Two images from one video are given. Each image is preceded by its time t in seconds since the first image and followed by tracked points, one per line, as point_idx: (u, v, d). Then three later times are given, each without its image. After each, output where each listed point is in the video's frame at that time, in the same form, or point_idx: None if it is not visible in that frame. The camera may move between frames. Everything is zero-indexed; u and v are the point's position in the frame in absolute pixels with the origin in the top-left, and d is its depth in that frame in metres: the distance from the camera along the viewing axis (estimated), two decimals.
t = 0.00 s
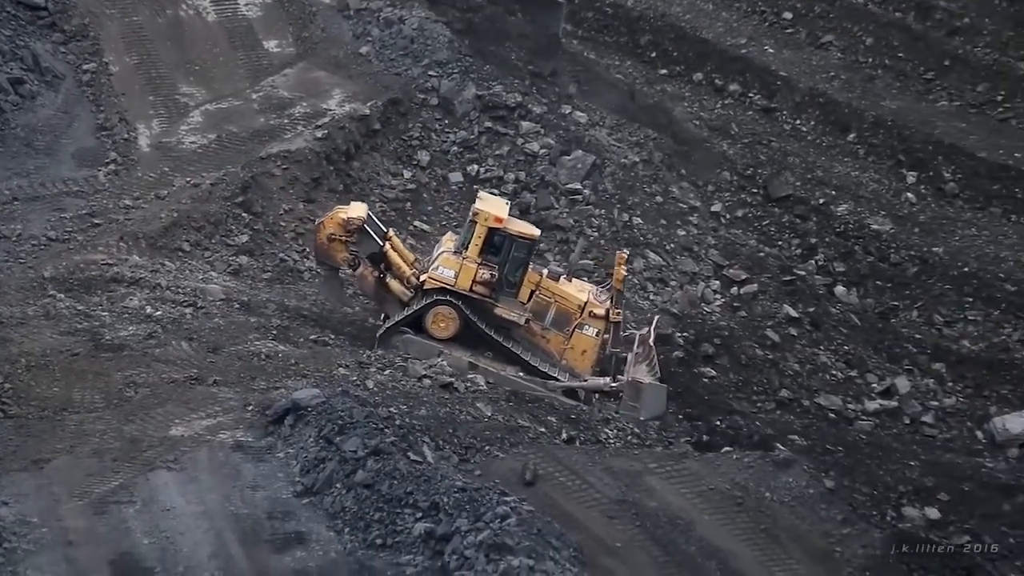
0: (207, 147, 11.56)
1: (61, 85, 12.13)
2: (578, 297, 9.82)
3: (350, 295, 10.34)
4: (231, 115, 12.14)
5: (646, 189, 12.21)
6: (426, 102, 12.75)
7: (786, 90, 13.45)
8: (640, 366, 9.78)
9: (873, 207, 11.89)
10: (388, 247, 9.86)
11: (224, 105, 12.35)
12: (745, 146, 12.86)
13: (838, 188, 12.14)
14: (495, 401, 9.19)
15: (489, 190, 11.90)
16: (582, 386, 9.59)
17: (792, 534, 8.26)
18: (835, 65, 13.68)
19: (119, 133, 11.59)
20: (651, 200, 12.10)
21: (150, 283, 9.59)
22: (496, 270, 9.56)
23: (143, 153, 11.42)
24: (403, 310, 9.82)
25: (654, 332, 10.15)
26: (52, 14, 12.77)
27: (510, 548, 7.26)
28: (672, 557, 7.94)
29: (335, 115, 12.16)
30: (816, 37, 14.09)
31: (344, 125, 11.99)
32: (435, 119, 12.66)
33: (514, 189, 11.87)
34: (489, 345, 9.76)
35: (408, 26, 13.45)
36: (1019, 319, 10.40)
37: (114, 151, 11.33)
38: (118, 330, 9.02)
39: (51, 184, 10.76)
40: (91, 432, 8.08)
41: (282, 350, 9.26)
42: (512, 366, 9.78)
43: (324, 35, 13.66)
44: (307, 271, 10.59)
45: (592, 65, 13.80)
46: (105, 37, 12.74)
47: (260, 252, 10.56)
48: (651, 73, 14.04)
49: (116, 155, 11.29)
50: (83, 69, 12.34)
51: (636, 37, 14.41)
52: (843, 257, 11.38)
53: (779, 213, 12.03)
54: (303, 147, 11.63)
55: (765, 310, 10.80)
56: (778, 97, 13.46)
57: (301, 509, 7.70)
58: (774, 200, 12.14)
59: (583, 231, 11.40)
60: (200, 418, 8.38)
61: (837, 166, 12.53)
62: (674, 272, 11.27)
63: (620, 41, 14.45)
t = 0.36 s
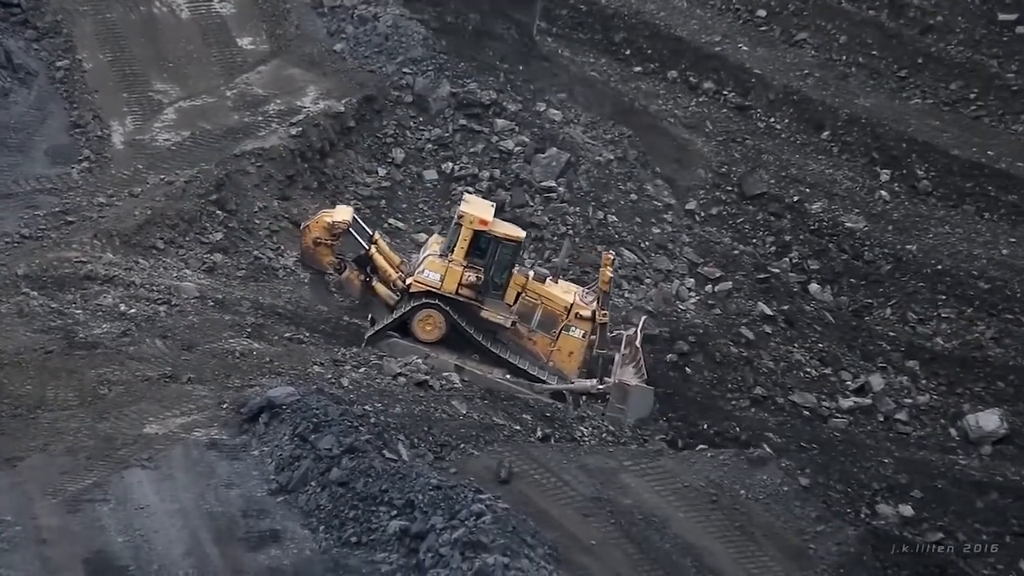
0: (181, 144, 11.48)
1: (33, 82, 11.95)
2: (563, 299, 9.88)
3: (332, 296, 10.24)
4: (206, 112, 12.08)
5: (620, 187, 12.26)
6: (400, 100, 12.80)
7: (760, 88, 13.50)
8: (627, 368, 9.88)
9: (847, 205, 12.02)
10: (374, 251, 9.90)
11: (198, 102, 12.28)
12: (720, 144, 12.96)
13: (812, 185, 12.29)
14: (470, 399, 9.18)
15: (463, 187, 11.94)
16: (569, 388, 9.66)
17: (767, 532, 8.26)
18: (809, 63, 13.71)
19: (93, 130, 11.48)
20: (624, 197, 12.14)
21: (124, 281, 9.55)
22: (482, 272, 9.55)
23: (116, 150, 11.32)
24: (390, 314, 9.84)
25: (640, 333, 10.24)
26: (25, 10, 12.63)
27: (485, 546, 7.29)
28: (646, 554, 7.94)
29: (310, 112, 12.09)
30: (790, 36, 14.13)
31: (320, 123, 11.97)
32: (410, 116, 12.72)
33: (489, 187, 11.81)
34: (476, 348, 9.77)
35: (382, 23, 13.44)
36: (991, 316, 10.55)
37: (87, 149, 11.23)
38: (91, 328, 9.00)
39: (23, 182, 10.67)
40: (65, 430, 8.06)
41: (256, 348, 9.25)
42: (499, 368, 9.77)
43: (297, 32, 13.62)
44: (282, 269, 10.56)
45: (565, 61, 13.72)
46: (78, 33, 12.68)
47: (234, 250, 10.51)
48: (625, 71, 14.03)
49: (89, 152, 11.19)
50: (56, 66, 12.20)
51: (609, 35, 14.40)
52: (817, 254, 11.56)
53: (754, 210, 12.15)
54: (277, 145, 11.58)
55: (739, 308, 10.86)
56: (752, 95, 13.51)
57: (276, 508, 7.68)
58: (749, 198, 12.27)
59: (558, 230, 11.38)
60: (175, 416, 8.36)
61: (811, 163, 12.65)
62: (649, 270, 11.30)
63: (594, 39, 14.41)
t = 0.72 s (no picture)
0: (162, 140, 11.40)
1: (13, 79, 11.87)
2: (558, 301, 9.83)
3: (326, 294, 10.31)
4: (188, 108, 12.01)
5: (602, 184, 12.25)
6: (382, 97, 12.66)
7: (741, 85, 13.70)
8: (621, 371, 9.81)
9: (828, 202, 12.08)
10: (369, 253, 9.98)
11: (180, 99, 12.19)
12: (702, 141, 13.10)
13: (794, 182, 12.38)
14: (452, 396, 9.18)
15: (444, 184, 11.86)
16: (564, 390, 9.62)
17: (748, 529, 8.27)
18: (790, 61, 13.91)
19: (74, 127, 11.43)
20: (607, 194, 12.10)
21: (105, 278, 9.52)
22: (476, 274, 9.52)
23: (97, 147, 11.25)
24: (384, 316, 9.84)
25: (635, 335, 10.18)
26: (5, 8, 12.65)
27: (468, 542, 7.31)
28: (628, 551, 7.94)
29: (292, 110, 12.02)
30: (772, 33, 14.36)
31: (301, 120, 11.87)
32: (392, 113, 12.60)
33: (471, 184, 11.77)
34: (470, 350, 9.77)
35: (364, 20, 13.43)
36: (971, 313, 10.71)
37: (68, 146, 11.17)
38: (73, 325, 8.99)
39: (3, 178, 10.58)
40: (46, 427, 8.05)
41: (237, 345, 9.22)
42: (493, 371, 9.75)
43: (279, 29, 13.61)
44: (263, 266, 10.48)
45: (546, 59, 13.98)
46: (59, 30, 12.67)
47: (216, 247, 10.45)
48: (607, 68, 14.32)
49: (70, 149, 11.13)
50: (37, 63, 12.17)
51: (590, 32, 14.73)
52: (799, 251, 11.60)
53: (735, 207, 12.23)
54: (258, 141, 11.51)
55: (721, 304, 10.85)
56: (734, 91, 13.71)
57: (257, 504, 7.65)
58: (730, 195, 12.34)
59: (539, 227, 11.32)
60: (156, 413, 8.35)
61: (793, 161, 12.73)
62: (631, 267, 11.28)
63: (576, 36, 14.73)
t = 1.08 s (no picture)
0: (144, 136, 11.30)
1: None
2: (553, 300, 9.83)
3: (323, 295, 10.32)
4: (170, 103, 11.91)
5: (585, 179, 12.22)
6: (365, 92, 12.66)
7: (724, 80, 13.77)
8: (617, 371, 9.80)
9: (810, 196, 12.21)
10: (364, 253, 10.01)
11: (162, 94, 12.11)
12: (685, 135, 13.14)
13: (776, 177, 12.48)
14: (435, 391, 9.17)
15: (427, 179, 11.80)
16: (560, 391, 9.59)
17: (731, 523, 8.26)
18: (773, 56, 13.91)
19: (55, 122, 11.40)
20: (590, 189, 12.11)
21: (87, 273, 9.49)
22: (471, 274, 9.60)
23: (79, 142, 11.16)
24: (380, 316, 9.87)
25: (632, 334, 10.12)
26: None
27: (451, 537, 7.31)
28: (611, 545, 7.93)
29: (274, 104, 11.96)
30: (754, 28, 14.35)
31: (283, 114, 11.81)
32: (375, 108, 12.58)
33: (453, 179, 11.74)
34: (466, 349, 9.78)
35: (346, 15, 13.37)
36: (953, 308, 10.74)
37: (50, 141, 11.13)
38: (54, 320, 8.95)
39: None
40: (28, 422, 8.03)
41: (220, 340, 9.21)
42: (489, 370, 9.78)
43: (262, 23, 13.52)
44: (246, 261, 10.43)
45: (528, 54, 13.97)
46: (41, 25, 12.61)
47: (198, 241, 10.36)
48: (590, 63, 14.38)
49: (51, 143, 11.09)
50: (19, 57, 12.17)
51: (574, 27, 14.82)
52: (781, 246, 11.69)
53: (718, 202, 12.31)
54: (241, 137, 11.41)
55: (704, 299, 10.89)
56: (716, 86, 13.78)
57: (240, 500, 7.63)
58: (713, 189, 12.42)
59: (521, 221, 11.28)
60: (139, 408, 8.34)
61: (776, 155, 12.81)
62: (614, 261, 11.31)
63: (558, 30, 14.83)
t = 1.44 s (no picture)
0: (124, 128, 11.25)
1: None
2: (544, 297, 9.95)
3: (312, 295, 10.21)
4: (149, 96, 11.88)
5: (565, 172, 12.21)
6: (345, 85, 12.61)
7: (704, 73, 13.76)
8: (608, 370, 9.76)
9: (791, 189, 12.26)
10: (355, 252, 10.00)
11: (142, 87, 12.06)
12: (665, 129, 13.13)
13: (755, 170, 12.53)
14: (415, 383, 9.18)
15: (408, 172, 11.83)
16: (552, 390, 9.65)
17: (711, 516, 8.25)
18: (754, 48, 13.98)
19: (34, 114, 11.28)
20: (570, 182, 12.10)
21: (66, 266, 9.41)
22: (462, 272, 9.61)
23: (58, 134, 11.11)
24: (371, 315, 9.85)
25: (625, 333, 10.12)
26: None
27: (430, 529, 7.29)
28: (590, 539, 7.91)
29: (254, 97, 11.95)
30: (734, 21, 14.40)
31: (263, 107, 11.79)
32: (354, 101, 12.55)
33: (433, 172, 11.80)
34: (458, 347, 9.81)
35: (326, 8, 13.43)
36: (932, 301, 10.78)
37: (28, 133, 11.01)
38: (33, 313, 8.87)
39: None
40: (6, 416, 7.97)
41: (200, 333, 9.18)
42: (481, 368, 9.84)
43: (241, 16, 13.54)
44: (225, 254, 10.34)
45: (508, 47, 14.03)
46: (19, 18, 12.57)
47: (178, 234, 10.29)
48: (570, 56, 14.34)
49: (30, 137, 10.97)
50: None
51: (553, 20, 14.74)
52: (761, 239, 11.77)
53: (698, 195, 12.35)
54: (220, 129, 11.38)
55: (684, 293, 10.93)
56: (697, 80, 13.78)
57: (220, 492, 7.61)
58: (693, 182, 12.45)
59: (502, 214, 11.39)
60: (119, 401, 8.31)
61: (755, 149, 12.85)
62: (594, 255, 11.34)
63: (538, 24, 14.75)
